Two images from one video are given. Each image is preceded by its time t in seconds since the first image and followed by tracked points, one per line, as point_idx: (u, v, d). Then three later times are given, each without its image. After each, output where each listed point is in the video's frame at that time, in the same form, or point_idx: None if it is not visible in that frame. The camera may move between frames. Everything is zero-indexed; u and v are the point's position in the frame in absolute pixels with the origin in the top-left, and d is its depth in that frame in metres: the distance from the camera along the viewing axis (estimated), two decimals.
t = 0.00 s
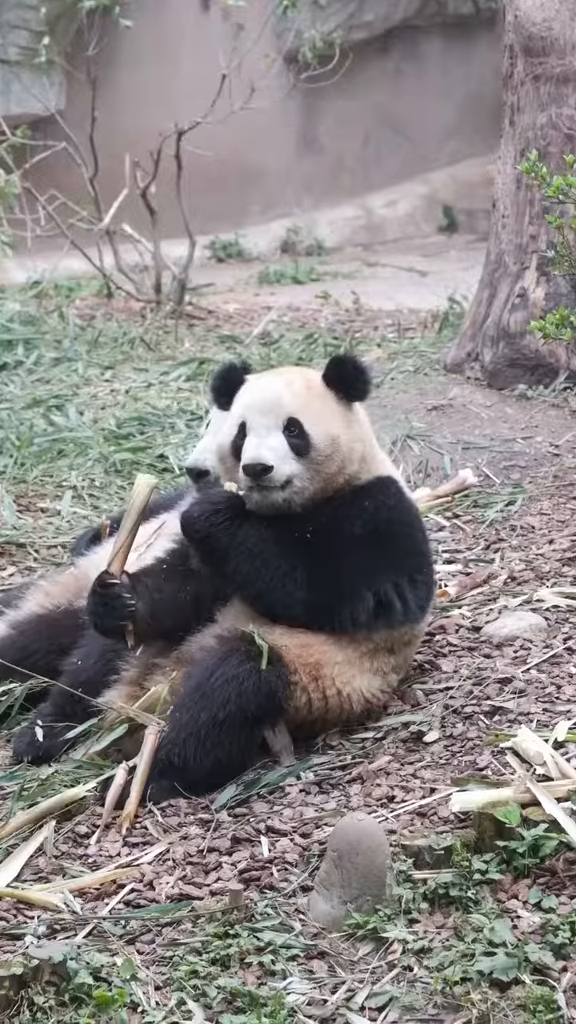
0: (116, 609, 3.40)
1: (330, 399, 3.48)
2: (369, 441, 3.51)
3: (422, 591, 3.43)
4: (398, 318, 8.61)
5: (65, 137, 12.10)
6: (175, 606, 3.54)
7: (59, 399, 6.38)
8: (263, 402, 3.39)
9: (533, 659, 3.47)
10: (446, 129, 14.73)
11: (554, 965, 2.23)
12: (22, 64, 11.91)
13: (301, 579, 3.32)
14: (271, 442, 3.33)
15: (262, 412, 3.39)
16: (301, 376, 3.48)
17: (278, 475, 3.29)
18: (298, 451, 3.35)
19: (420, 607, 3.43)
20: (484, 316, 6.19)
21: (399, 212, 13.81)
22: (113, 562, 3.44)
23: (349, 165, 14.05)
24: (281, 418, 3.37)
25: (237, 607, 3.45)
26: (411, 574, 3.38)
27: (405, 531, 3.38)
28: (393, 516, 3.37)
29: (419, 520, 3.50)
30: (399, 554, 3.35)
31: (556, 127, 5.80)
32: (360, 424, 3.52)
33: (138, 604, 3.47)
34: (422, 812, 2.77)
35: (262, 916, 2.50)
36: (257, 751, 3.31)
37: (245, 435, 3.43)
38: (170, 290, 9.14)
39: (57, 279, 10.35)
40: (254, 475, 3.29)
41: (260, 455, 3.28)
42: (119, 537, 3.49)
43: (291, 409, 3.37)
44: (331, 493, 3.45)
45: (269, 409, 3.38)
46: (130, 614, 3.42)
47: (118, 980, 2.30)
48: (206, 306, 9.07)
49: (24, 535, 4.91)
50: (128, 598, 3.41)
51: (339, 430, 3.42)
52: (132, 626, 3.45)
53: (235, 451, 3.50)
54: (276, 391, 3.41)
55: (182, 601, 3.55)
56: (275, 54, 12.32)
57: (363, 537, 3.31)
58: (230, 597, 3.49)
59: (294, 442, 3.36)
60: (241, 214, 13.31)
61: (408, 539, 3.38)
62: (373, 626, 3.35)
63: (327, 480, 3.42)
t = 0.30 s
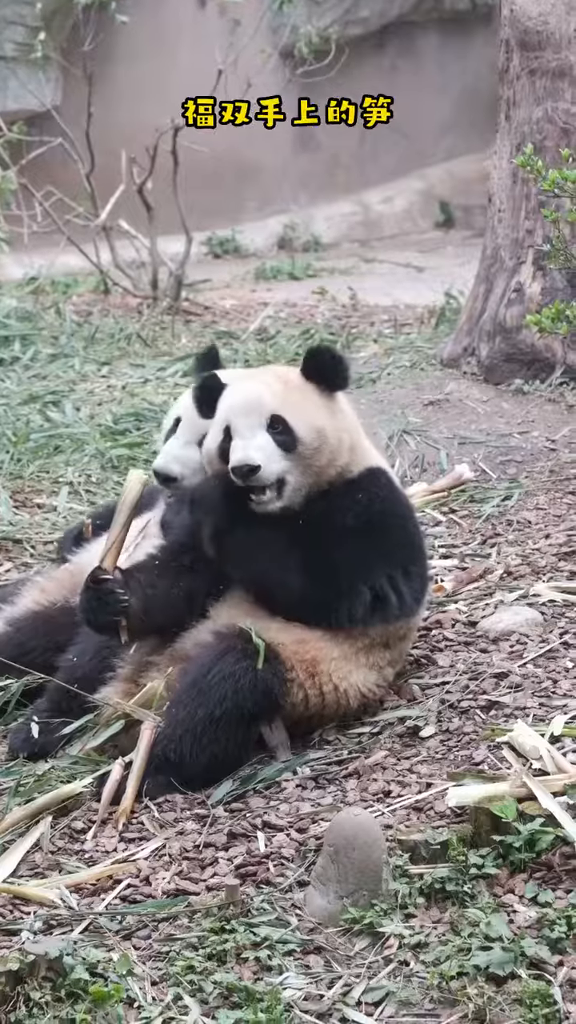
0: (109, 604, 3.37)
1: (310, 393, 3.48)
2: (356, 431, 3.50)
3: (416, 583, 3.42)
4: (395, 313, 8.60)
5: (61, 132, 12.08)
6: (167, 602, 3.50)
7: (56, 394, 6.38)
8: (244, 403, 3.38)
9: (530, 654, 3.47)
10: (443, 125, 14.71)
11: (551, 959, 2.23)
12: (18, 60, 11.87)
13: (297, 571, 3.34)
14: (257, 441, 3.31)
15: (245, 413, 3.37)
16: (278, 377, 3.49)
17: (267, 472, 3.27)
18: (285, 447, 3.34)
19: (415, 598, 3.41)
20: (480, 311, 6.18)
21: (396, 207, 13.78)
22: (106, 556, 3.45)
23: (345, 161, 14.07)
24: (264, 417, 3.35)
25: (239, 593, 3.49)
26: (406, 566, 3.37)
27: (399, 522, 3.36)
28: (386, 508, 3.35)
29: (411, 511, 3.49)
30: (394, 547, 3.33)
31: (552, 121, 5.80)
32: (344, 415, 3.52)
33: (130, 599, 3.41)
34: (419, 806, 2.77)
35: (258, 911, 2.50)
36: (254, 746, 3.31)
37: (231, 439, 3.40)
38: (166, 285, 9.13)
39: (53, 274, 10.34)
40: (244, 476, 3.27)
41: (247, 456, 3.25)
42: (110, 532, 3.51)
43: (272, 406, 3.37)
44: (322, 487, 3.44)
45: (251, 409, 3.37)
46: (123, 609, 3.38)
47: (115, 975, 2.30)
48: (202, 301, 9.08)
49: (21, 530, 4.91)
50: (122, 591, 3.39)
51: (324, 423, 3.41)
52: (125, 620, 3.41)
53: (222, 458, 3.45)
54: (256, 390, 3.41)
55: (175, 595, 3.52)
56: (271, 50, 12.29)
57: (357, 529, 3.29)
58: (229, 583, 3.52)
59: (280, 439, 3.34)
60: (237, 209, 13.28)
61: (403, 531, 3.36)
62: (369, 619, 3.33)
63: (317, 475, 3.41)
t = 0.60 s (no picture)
0: (109, 601, 3.35)
1: (303, 388, 3.47)
2: (349, 425, 3.50)
3: (414, 575, 3.43)
4: (393, 309, 8.59)
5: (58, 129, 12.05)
6: (167, 599, 3.47)
7: (53, 391, 6.36)
8: (236, 403, 3.38)
9: (528, 649, 3.47)
10: (440, 121, 14.68)
11: (549, 955, 2.22)
12: (14, 56, 11.82)
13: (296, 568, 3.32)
14: (252, 442, 3.32)
15: (238, 414, 3.37)
16: (271, 371, 3.48)
17: (263, 473, 3.29)
18: (279, 447, 3.35)
19: (413, 591, 3.42)
20: (478, 307, 6.17)
21: (393, 204, 13.76)
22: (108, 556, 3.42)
23: (343, 157, 14.02)
24: (258, 417, 3.35)
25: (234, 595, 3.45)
26: (403, 558, 3.38)
27: (394, 515, 3.37)
28: (382, 501, 3.36)
29: (406, 505, 3.50)
30: (391, 539, 3.34)
31: (550, 117, 5.80)
32: (338, 409, 3.52)
33: (135, 596, 3.39)
34: (416, 802, 2.77)
35: (255, 907, 2.49)
36: (251, 743, 3.30)
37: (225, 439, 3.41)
38: (163, 281, 9.12)
39: (50, 271, 10.32)
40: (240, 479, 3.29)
41: (242, 460, 3.26)
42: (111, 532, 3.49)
43: (265, 406, 3.36)
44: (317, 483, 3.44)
45: (245, 408, 3.36)
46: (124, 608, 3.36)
47: (112, 972, 2.31)
48: (199, 298, 9.07)
49: (17, 526, 4.91)
50: (126, 590, 3.35)
51: (318, 419, 3.41)
52: (128, 621, 3.40)
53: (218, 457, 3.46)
54: (250, 388, 3.40)
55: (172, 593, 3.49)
56: (268, 45, 12.27)
57: (355, 523, 3.30)
58: (224, 587, 3.49)
59: (275, 438, 3.35)
60: (235, 206, 13.28)
61: (399, 523, 3.38)
62: (368, 613, 3.33)
63: (312, 471, 3.41)
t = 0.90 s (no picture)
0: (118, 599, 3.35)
1: (313, 382, 3.46)
2: (358, 422, 3.50)
3: (422, 573, 3.44)
4: (398, 305, 8.58)
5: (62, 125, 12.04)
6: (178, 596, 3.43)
7: (57, 387, 6.36)
8: (245, 391, 3.38)
9: (534, 646, 3.46)
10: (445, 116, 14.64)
11: (555, 952, 2.22)
12: (18, 53, 11.78)
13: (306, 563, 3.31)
14: (258, 430, 3.32)
15: (246, 402, 3.37)
16: (281, 363, 3.48)
17: (267, 460, 3.28)
18: (286, 437, 3.34)
19: (420, 588, 3.43)
20: (484, 302, 6.16)
21: (398, 200, 13.75)
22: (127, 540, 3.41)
23: (349, 152, 13.94)
24: (266, 405, 3.35)
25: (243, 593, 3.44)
26: (412, 555, 3.38)
27: (404, 512, 3.38)
28: (392, 497, 3.37)
29: (415, 503, 3.50)
30: (400, 536, 3.35)
31: (555, 113, 5.78)
32: (347, 406, 3.51)
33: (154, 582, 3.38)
34: (422, 798, 2.76)
35: (261, 903, 2.49)
36: (257, 739, 3.29)
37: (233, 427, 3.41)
38: (168, 277, 9.12)
39: (54, 267, 10.33)
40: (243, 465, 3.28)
41: (247, 445, 3.26)
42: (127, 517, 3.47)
43: (275, 395, 3.36)
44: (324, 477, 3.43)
45: (253, 397, 3.36)
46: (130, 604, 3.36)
47: (117, 968, 2.29)
48: (204, 294, 9.06)
49: (22, 523, 4.92)
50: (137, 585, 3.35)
51: (325, 413, 3.40)
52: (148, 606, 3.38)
53: (223, 445, 3.46)
54: (259, 378, 3.40)
55: (186, 583, 3.43)
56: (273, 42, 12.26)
57: (364, 518, 3.30)
58: (234, 583, 3.45)
59: (282, 428, 3.35)
60: (239, 203, 13.32)
61: (407, 520, 3.39)
62: (376, 610, 3.33)
63: (319, 465, 3.40)
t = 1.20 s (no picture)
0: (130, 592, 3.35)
1: (334, 376, 3.47)
2: (376, 418, 3.49)
3: (439, 570, 3.43)
4: (410, 299, 8.57)
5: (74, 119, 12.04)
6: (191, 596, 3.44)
7: (70, 381, 6.36)
8: (265, 378, 3.41)
9: (547, 640, 3.45)
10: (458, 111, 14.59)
11: (566, 946, 2.22)
12: (31, 47, 11.77)
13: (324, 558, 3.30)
14: (275, 414, 3.32)
15: (266, 387, 3.39)
16: (306, 354, 3.49)
17: (281, 444, 3.28)
18: (302, 424, 3.34)
19: (439, 585, 3.42)
20: (496, 297, 6.14)
21: (410, 195, 13.72)
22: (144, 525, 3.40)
23: (361, 146, 13.92)
24: (285, 392, 3.36)
25: (257, 590, 3.44)
26: (430, 552, 3.37)
27: (422, 508, 3.37)
28: (411, 494, 3.36)
29: (433, 500, 3.49)
30: (418, 532, 3.34)
31: (569, 107, 5.76)
32: (367, 402, 3.51)
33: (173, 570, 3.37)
34: (435, 792, 2.76)
35: (272, 897, 2.49)
36: (269, 733, 3.29)
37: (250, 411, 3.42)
38: (180, 271, 9.12)
39: (66, 261, 10.33)
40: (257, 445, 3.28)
41: (263, 427, 3.27)
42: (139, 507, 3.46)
43: (295, 383, 3.38)
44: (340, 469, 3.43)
45: (273, 383, 3.39)
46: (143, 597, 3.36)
47: (128, 961, 2.30)
48: (216, 288, 9.05)
49: (35, 516, 4.93)
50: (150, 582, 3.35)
51: (344, 405, 3.40)
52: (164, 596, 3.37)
53: (240, 429, 3.47)
54: (282, 367, 3.42)
55: (200, 577, 3.43)
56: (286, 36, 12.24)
57: (383, 513, 3.29)
58: (249, 579, 3.45)
59: (300, 415, 3.35)
60: (252, 198, 13.26)
61: (426, 517, 3.38)
62: (394, 607, 3.32)
63: (336, 458, 3.40)
